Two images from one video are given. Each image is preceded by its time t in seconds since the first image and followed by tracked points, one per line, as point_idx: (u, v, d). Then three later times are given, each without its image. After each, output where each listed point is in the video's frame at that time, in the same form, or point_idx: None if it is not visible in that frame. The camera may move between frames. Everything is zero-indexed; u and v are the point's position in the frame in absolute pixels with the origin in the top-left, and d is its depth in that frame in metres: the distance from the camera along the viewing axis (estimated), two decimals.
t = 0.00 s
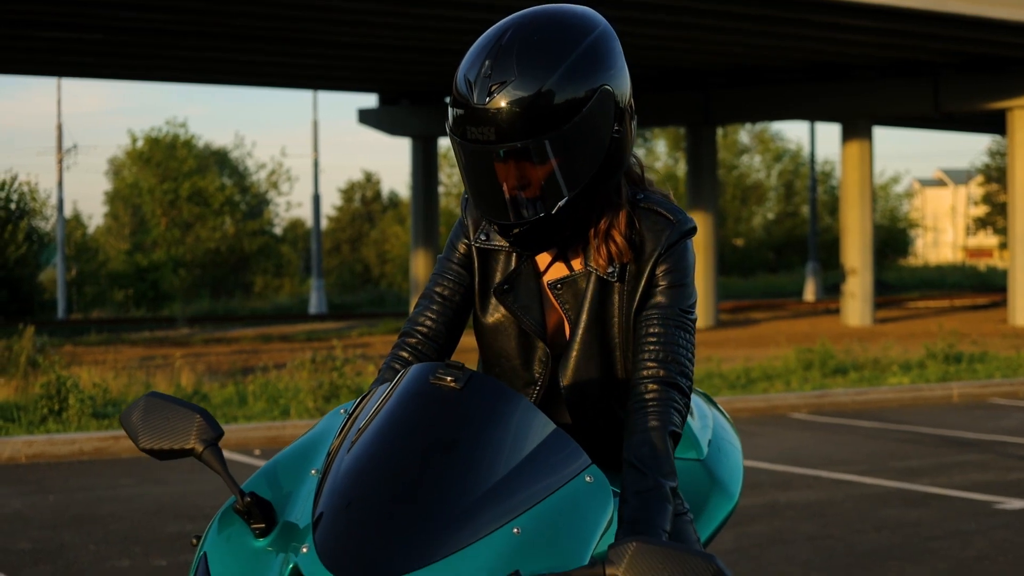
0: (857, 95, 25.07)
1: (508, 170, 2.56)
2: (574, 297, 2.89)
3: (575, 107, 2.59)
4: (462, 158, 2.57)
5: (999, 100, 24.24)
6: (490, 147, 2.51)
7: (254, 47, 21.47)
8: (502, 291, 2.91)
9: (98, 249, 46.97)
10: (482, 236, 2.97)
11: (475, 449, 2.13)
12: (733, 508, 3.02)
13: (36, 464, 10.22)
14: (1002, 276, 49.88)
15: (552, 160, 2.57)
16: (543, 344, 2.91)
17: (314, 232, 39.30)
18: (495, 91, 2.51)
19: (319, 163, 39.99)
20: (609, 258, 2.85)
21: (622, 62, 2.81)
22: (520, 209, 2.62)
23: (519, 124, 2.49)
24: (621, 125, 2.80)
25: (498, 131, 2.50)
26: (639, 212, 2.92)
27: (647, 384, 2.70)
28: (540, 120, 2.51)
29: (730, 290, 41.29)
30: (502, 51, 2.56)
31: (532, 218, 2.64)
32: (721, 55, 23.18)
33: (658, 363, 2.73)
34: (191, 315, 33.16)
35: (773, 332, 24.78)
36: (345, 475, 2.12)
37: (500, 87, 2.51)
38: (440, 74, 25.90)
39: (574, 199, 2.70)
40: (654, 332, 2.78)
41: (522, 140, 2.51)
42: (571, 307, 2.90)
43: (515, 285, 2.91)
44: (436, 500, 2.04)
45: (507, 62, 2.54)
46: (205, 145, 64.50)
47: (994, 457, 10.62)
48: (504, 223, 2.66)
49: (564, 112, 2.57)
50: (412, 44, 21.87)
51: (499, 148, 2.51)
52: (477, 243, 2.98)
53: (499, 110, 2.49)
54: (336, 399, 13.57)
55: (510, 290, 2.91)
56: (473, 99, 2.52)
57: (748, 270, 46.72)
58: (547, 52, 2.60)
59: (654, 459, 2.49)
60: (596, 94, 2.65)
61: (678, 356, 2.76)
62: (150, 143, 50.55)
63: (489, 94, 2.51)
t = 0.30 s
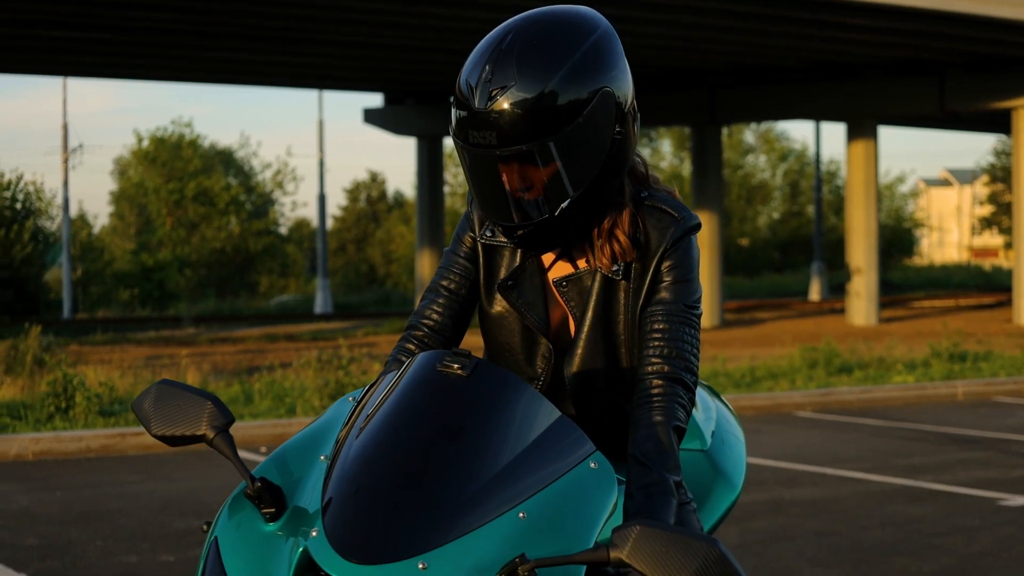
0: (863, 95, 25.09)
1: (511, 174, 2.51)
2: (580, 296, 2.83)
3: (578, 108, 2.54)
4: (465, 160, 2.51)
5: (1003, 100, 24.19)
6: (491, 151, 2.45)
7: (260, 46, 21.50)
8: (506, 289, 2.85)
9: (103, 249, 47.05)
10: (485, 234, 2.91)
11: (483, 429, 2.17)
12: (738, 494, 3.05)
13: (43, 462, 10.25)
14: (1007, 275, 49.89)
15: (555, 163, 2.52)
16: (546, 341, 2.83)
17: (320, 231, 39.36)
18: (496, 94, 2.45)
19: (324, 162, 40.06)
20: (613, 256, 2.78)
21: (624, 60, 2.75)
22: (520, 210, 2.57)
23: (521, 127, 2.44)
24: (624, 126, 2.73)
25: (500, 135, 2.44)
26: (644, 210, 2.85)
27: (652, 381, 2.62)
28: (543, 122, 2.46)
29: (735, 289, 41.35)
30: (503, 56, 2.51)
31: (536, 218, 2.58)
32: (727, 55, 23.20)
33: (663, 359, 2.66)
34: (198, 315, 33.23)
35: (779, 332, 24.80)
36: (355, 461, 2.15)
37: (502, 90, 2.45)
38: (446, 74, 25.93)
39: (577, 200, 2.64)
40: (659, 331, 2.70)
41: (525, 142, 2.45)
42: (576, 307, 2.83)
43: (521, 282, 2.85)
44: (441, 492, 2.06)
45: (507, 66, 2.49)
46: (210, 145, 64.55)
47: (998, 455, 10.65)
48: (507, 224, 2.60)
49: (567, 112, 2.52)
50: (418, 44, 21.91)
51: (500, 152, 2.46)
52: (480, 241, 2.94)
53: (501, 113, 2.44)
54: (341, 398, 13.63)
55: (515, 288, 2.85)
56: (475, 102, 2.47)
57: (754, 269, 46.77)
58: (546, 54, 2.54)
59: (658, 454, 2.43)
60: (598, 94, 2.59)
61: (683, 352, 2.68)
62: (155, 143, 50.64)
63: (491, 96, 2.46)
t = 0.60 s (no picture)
0: (870, 94, 25.10)
1: (523, 170, 2.46)
2: (590, 289, 2.78)
3: (587, 106, 2.47)
4: (476, 155, 2.46)
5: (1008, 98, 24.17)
6: (502, 148, 2.40)
7: (268, 46, 21.54)
8: (518, 283, 2.82)
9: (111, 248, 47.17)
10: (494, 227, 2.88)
11: (491, 421, 2.20)
12: (744, 484, 3.10)
13: (53, 458, 10.30)
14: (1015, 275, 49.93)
15: (565, 158, 2.46)
16: (555, 333, 2.80)
17: (327, 231, 39.46)
18: (507, 92, 2.39)
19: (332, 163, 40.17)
20: (622, 250, 2.75)
21: (633, 59, 2.68)
22: (529, 206, 2.52)
23: (531, 122, 2.38)
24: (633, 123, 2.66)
25: (511, 133, 2.38)
26: (653, 204, 2.82)
27: (660, 372, 2.61)
28: (552, 120, 2.39)
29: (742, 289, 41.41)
30: (513, 54, 2.44)
31: (548, 214, 2.53)
32: (733, 54, 23.22)
33: (671, 352, 2.65)
34: (206, 314, 33.30)
35: (785, 331, 24.82)
36: (367, 447, 2.19)
37: (512, 88, 2.39)
38: (454, 74, 25.95)
39: (590, 196, 2.58)
40: (668, 325, 2.69)
41: (536, 140, 2.40)
42: (587, 299, 2.79)
43: (532, 273, 2.81)
44: (451, 481, 2.09)
45: (519, 64, 2.42)
46: (217, 144, 64.70)
47: (1004, 452, 10.68)
48: (518, 219, 2.56)
49: (579, 105, 2.46)
50: (424, 44, 21.95)
51: (509, 148, 2.40)
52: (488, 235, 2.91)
53: (512, 111, 2.38)
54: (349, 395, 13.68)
55: (526, 280, 2.81)
56: (487, 103, 2.41)
57: (760, 268, 46.82)
58: (557, 52, 2.47)
59: (666, 443, 2.45)
60: (608, 91, 2.52)
61: (692, 343, 2.67)
62: (163, 143, 50.73)
63: (501, 94, 2.40)
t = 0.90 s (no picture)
0: (876, 93, 25.12)
1: (534, 163, 2.49)
2: (599, 282, 2.80)
3: (598, 100, 2.49)
4: (487, 147, 2.49)
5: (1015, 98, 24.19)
6: (515, 142, 2.43)
7: (276, 45, 21.59)
8: (529, 276, 2.84)
9: (118, 248, 47.21)
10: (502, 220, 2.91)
11: (501, 411, 2.24)
12: (751, 476, 3.12)
13: (62, 455, 10.34)
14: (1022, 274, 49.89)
15: (576, 154, 2.48)
16: (565, 325, 2.82)
17: (334, 230, 39.50)
18: (519, 88, 2.42)
19: (339, 162, 40.19)
20: (631, 244, 2.78)
21: (643, 54, 2.68)
22: (539, 201, 2.55)
23: (542, 117, 2.41)
24: (643, 118, 2.68)
25: (524, 126, 2.42)
26: (662, 198, 2.84)
27: (669, 364, 2.64)
28: (562, 115, 2.42)
29: (749, 289, 41.40)
30: (525, 48, 2.47)
31: (558, 207, 2.56)
32: (740, 53, 23.25)
33: (680, 343, 2.68)
34: (214, 314, 33.34)
35: (792, 330, 24.85)
36: (383, 434, 2.23)
37: (525, 83, 2.42)
38: (462, 74, 25.99)
39: (600, 190, 2.61)
40: (675, 317, 2.71)
41: (548, 133, 2.43)
42: (596, 291, 2.81)
43: (542, 266, 2.84)
44: (461, 469, 2.13)
45: (531, 60, 2.44)
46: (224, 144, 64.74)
47: (1010, 450, 10.70)
48: (530, 212, 2.58)
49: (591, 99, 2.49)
50: (432, 43, 21.99)
51: (521, 143, 2.44)
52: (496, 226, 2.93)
53: (523, 105, 2.41)
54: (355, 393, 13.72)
55: (537, 273, 2.83)
56: (499, 99, 2.44)
57: (767, 267, 46.81)
58: (570, 46, 2.49)
59: (675, 433, 2.48)
60: (619, 86, 2.54)
61: (700, 335, 2.70)
62: (171, 143, 50.78)
63: (514, 90, 2.42)
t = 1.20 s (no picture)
0: (884, 92, 25.14)
1: (547, 156, 2.52)
2: (610, 274, 2.83)
3: (610, 94, 2.52)
4: (502, 140, 2.53)
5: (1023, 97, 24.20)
6: (528, 135, 2.47)
7: (286, 45, 21.63)
8: (542, 268, 2.87)
9: (126, 248, 47.27)
10: (513, 213, 2.94)
11: (515, 396, 2.27)
12: (758, 469, 3.15)
13: (73, 453, 10.38)
14: None
15: (588, 146, 2.52)
16: (577, 316, 2.85)
17: (343, 229, 39.53)
18: (531, 81, 2.46)
19: (347, 162, 40.22)
20: (643, 236, 2.80)
21: (654, 49, 2.71)
22: (552, 194, 2.58)
23: (555, 112, 2.45)
24: (655, 112, 2.70)
25: (535, 119, 2.46)
26: (672, 191, 2.87)
27: (678, 355, 2.68)
28: (574, 108, 2.46)
29: (757, 288, 41.38)
30: (538, 43, 2.51)
31: (570, 199, 2.59)
32: (748, 53, 23.28)
33: (689, 334, 2.71)
34: (222, 313, 33.38)
35: (802, 329, 24.86)
36: (397, 424, 2.27)
37: (537, 77, 2.45)
38: (471, 73, 26.04)
39: (610, 184, 2.64)
40: (685, 309, 2.75)
41: (560, 125, 2.46)
42: (607, 283, 2.83)
43: (553, 260, 2.87)
44: (473, 457, 2.17)
45: (542, 54, 2.48)
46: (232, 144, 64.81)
47: (1019, 447, 10.72)
48: (543, 205, 2.62)
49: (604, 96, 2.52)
50: (442, 43, 22.03)
51: (536, 136, 2.47)
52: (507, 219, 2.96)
53: (537, 100, 2.44)
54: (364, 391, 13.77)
55: (548, 267, 2.87)
56: (513, 91, 2.47)
57: (776, 266, 46.82)
58: (582, 40, 2.53)
59: (685, 422, 2.51)
60: (629, 79, 2.56)
61: (709, 325, 2.73)
62: (179, 142, 50.84)
63: (527, 82, 2.46)
